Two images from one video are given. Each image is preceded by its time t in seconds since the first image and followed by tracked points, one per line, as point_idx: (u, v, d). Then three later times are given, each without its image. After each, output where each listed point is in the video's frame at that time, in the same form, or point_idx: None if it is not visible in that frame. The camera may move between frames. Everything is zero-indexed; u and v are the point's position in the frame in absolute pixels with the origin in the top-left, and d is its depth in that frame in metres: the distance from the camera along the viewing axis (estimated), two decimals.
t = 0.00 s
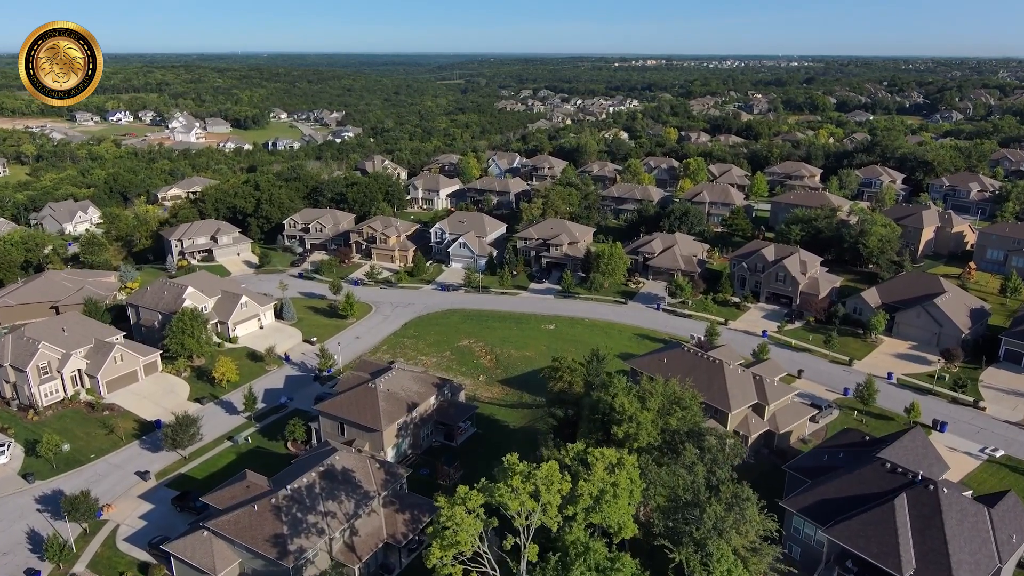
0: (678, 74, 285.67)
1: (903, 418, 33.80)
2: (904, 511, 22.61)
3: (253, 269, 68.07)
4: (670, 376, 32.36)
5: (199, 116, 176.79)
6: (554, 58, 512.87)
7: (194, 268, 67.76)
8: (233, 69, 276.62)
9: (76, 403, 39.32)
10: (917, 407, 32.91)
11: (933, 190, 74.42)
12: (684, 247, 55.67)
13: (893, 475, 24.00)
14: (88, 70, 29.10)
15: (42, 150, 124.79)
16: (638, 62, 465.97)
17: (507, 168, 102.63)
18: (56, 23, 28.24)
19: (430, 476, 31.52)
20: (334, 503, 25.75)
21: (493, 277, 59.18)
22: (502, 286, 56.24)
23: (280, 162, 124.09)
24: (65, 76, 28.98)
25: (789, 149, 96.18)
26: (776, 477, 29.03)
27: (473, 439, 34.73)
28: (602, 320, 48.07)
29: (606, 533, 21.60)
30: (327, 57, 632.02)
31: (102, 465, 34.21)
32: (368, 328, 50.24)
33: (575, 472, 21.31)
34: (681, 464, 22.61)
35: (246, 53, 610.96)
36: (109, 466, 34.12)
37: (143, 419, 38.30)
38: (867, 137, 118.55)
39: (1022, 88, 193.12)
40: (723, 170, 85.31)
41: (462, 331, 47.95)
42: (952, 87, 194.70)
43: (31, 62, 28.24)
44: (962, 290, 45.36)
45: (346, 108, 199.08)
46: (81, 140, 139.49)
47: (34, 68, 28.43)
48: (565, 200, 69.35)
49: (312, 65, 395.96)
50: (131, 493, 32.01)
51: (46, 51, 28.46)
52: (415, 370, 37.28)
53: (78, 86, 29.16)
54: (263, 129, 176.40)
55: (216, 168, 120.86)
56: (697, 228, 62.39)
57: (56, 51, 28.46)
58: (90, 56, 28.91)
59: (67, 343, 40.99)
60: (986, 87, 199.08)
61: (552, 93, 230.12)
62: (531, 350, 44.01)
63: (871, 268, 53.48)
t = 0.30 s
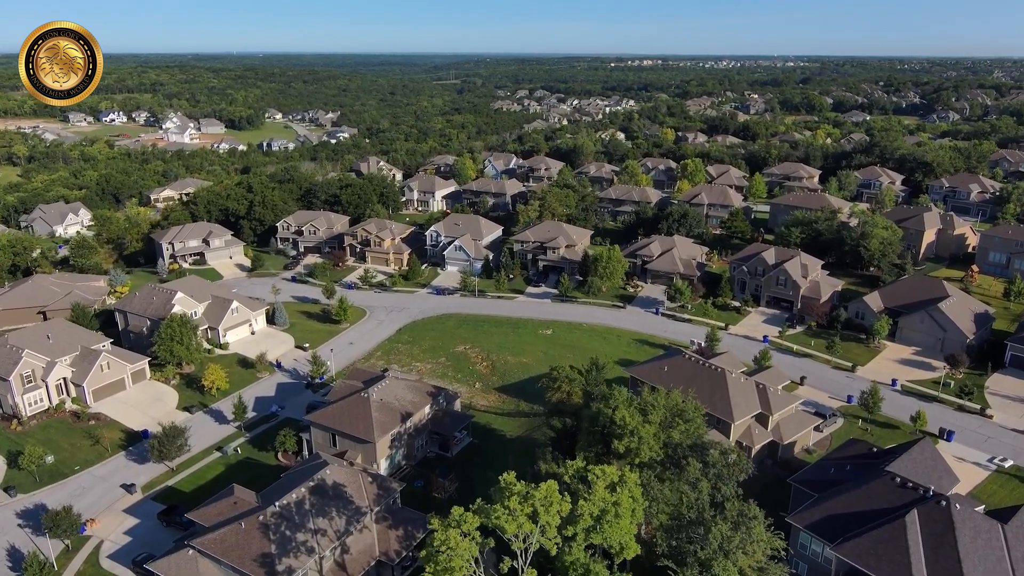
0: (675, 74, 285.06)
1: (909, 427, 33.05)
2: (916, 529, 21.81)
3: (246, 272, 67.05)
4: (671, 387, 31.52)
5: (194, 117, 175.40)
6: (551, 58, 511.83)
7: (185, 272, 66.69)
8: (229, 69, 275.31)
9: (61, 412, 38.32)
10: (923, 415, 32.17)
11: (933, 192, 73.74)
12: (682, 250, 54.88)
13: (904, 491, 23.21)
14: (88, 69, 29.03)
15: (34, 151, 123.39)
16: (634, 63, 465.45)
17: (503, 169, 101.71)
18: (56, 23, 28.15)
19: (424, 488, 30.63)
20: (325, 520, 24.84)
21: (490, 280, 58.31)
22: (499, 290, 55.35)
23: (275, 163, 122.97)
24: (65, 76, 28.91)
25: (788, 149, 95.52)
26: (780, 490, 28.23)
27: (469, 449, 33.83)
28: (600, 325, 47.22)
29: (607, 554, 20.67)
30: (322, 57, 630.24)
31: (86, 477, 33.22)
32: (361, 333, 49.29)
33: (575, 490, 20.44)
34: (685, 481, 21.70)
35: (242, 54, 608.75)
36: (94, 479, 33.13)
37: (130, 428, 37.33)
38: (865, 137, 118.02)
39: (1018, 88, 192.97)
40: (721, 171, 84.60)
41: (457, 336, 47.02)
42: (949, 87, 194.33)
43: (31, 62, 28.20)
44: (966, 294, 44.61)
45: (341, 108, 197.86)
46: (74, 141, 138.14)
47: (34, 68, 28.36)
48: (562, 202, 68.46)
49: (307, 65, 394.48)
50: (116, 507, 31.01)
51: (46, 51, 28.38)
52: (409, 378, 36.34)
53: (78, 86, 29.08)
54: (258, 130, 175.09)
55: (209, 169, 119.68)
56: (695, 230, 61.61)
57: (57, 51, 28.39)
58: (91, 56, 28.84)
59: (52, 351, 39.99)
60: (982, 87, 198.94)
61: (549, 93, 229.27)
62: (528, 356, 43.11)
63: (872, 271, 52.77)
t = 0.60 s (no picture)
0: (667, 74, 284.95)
1: (910, 434, 32.47)
2: (923, 543, 21.12)
3: (235, 275, 65.98)
4: (669, 397, 30.80)
5: (184, 117, 173.67)
6: (544, 58, 511.27)
7: (173, 275, 65.56)
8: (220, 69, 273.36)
9: (43, 423, 37.25)
10: (923, 422, 31.61)
11: (927, 192, 73.38)
12: (678, 252, 54.24)
13: (909, 503, 22.55)
14: (88, 69, 28.99)
15: (20, 152, 121.59)
16: (626, 62, 466.17)
17: (496, 170, 100.86)
18: (56, 23, 28.11)
19: (416, 500, 29.82)
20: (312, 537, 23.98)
21: (483, 283, 57.51)
22: (492, 294, 54.53)
23: (266, 164, 121.64)
24: (65, 76, 28.87)
25: (782, 150, 95.11)
26: (781, 501, 27.56)
27: (462, 459, 33.00)
28: (595, 329, 46.49)
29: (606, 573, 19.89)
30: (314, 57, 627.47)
31: (67, 490, 32.20)
32: (352, 338, 48.39)
33: (572, 508, 19.68)
34: (686, 496, 20.94)
35: (233, 54, 605.27)
36: (75, 492, 32.11)
37: (113, 439, 36.32)
38: (858, 137, 117.84)
39: (1009, 88, 193.63)
40: (715, 172, 84.09)
41: (450, 342, 46.17)
42: (941, 87, 194.76)
43: (31, 62, 28.18)
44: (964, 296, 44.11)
45: (333, 108, 196.47)
46: (62, 142, 136.36)
47: (34, 68, 28.35)
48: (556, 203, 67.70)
49: (299, 65, 392.65)
50: (97, 522, 30.03)
51: (46, 51, 28.37)
52: (401, 386, 35.48)
53: (78, 85, 29.04)
54: (249, 130, 173.62)
55: (199, 170, 118.29)
56: (690, 232, 60.99)
57: (56, 51, 28.36)
58: (91, 57, 28.81)
59: (33, 359, 38.93)
60: (973, 87, 199.58)
61: (541, 93, 228.55)
62: (522, 362, 42.29)
63: (869, 273, 52.25)
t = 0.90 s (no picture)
0: (658, 74, 284.88)
1: (910, 441, 31.84)
2: (931, 560, 20.41)
3: (221, 280, 64.76)
4: (666, 408, 29.97)
5: (170, 118, 171.59)
6: (534, 58, 510.48)
7: (157, 280, 64.32)
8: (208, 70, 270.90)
9: (19, 435, 36.01)
10: (924, 429, 31.01)
11: (920, 192, 73.08)
12: (671, 255, 53.56)
13: (916, 518, 21.85)
14: (89, 70, 28.60)
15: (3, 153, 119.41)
16: (616, 63, 466.38)
17: (486, 171, 99.93)
18: (56, 23, 27.75)
19: (405, 515, 28.89)
20: (297, 558, 23.05)
21: (473, 287, 56.64)
22: (483, 298, 53.63)
23: (253, 165, 120.08)
24: (65, 77, 28.46)
25: (773, 150, 94.70)
26: (781, 513, 26.85)
27: (453, 470, 32.08)
28: (588, 334, 45.68)
29: None
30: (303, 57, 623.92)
31: (43, 507, 31.02)
32: (340, 345, 47.35)
33: (568, 529, 18.84)
34: (685, 514, 20.11)
35: (221, 54, 600.72)
36: (51, 509, 30.93)
37: (91, 452, 35.13)
38: (848, 137, 117.74)
39: (996, 88, 194.65)
40: (707, 172, 83.53)
41: (441, 348, 45.23)
42: (929, 86, 195.58)
43: (31, 62, 27.77)
44: (961, 298, 43.62)
45: (322, 109, 194.74)
46: (46, 143, 134.15)
47: (34, 68, 27.93)
48: (547, 205, 66.89)
49: (288, 66, 390.01)
50: (74, 540, 28.87)
51: (45, 51, 27.97)
52: (390, 395, 34.52)
53: (79, 86, 28.64)
54: (236, 131, 171.75)
55: (186, 171, 116.62)
56: (683, 233, 60.34)
57: (57, 52, 27.96)
58: (91, 57, 28.42)
59: (9, 370, 37.73)
60: (961, 87, 200.46)
61: (532, 93, 227.71)
62: (514, 368, 41.40)
63: (864, 275, 51.71)
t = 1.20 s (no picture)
0: (648, 74, 284.83)
1: (911, 448, 31.29)
2: None
3: (207, 284, 63.59)
4: (662, 418, 29.17)
5: (157, 118, 169.59)
6: (524, 58, 509.61)
7: (142, 284, 63.00)
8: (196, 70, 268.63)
9: None
10: (923, 436, 30.46)
11: (912, 193, 72.83)
12: (664, 257, 52.94)
13: (923, 532, 21.23)
14: (88, 69, 29.58)
15: None
16: (605, 64, 466.18)
17: (477, 172, 99.06)
18: (56, 23, 28.62)
19: (395, 529, 28.03)
20: None
21: (464, 290, 55.79)
22: (474, 302, 52.76)
23: (241, 167, 118.65)
24: (65, 76, 29.42)
25: (765, 150, 94.32)
26: (782, 524, 26.20)
27: (444, 481, 31.23)
28: (581, 338, 44.96)
29: None
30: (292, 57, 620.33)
31: (20, 523, 29.92)
32: (329, 351, 46.36)
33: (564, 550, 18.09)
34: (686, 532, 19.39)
35: (209, 54, 595.87)
36: (28, 525, 29.84)
37: (71, 465, 34.05)
38: (839, 137, 117.65)
39: (984, 88, 195.50)
40: (699, 173, 83.03)
41: (431, 354, 44.37)
42: (917, 86, 196.47)
43: (31, 62, 28.72)
44: (957, 300, 43.18)
45: (311, 109, 193.07)
46: (30, 144, 132.13)
47: (34, 68, 28.88)
48: (539, 207, 66.12)
49: (277, 65, 388.11)
50: (51, 558, 27.81)
51: (45, 51, 28.91)
52: (379, 404, 33.61)
53: (78, 85, 29.62)
54: (224, 132, 170.00)
55: (173, 173, 115.05)
56: (676, 235, 59.76)
57: (56, 51, 28.89)
58: (91, 57, 29.37)
59: None
60: (949, 87, 201.06)
61: (522, 93, 227.00)
62: (506, 375, 40.57)
63: (858, 276, 51.26)
